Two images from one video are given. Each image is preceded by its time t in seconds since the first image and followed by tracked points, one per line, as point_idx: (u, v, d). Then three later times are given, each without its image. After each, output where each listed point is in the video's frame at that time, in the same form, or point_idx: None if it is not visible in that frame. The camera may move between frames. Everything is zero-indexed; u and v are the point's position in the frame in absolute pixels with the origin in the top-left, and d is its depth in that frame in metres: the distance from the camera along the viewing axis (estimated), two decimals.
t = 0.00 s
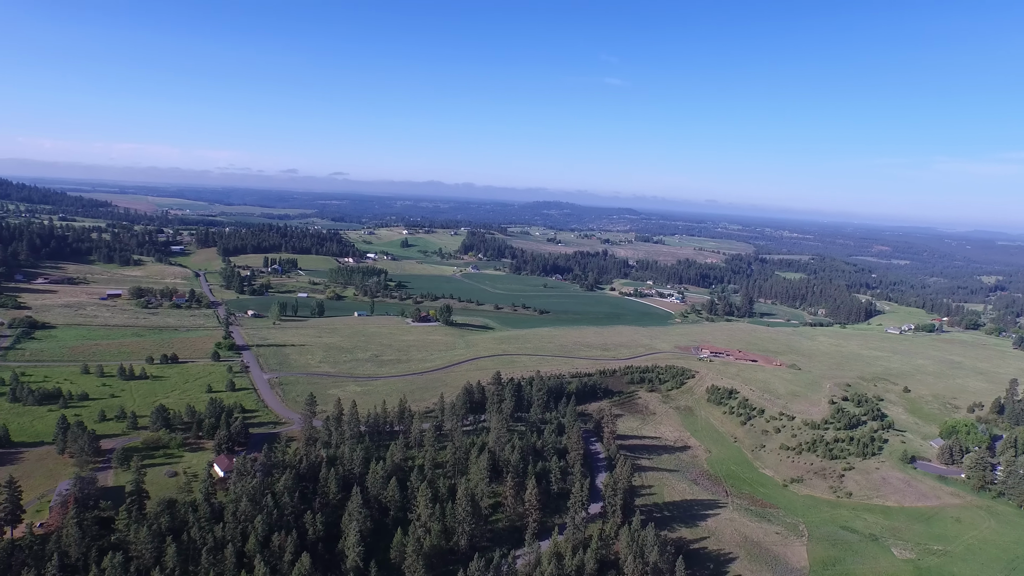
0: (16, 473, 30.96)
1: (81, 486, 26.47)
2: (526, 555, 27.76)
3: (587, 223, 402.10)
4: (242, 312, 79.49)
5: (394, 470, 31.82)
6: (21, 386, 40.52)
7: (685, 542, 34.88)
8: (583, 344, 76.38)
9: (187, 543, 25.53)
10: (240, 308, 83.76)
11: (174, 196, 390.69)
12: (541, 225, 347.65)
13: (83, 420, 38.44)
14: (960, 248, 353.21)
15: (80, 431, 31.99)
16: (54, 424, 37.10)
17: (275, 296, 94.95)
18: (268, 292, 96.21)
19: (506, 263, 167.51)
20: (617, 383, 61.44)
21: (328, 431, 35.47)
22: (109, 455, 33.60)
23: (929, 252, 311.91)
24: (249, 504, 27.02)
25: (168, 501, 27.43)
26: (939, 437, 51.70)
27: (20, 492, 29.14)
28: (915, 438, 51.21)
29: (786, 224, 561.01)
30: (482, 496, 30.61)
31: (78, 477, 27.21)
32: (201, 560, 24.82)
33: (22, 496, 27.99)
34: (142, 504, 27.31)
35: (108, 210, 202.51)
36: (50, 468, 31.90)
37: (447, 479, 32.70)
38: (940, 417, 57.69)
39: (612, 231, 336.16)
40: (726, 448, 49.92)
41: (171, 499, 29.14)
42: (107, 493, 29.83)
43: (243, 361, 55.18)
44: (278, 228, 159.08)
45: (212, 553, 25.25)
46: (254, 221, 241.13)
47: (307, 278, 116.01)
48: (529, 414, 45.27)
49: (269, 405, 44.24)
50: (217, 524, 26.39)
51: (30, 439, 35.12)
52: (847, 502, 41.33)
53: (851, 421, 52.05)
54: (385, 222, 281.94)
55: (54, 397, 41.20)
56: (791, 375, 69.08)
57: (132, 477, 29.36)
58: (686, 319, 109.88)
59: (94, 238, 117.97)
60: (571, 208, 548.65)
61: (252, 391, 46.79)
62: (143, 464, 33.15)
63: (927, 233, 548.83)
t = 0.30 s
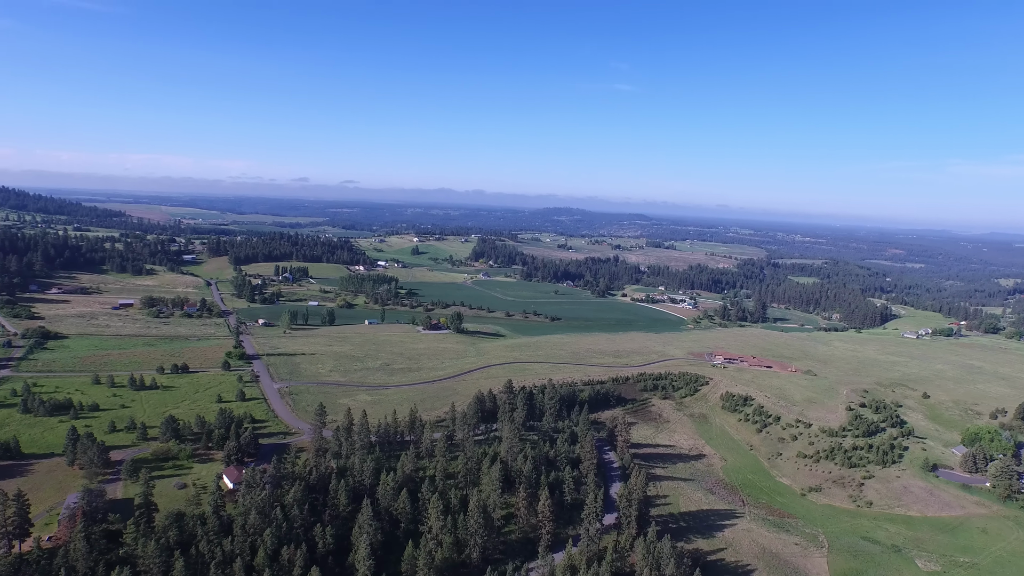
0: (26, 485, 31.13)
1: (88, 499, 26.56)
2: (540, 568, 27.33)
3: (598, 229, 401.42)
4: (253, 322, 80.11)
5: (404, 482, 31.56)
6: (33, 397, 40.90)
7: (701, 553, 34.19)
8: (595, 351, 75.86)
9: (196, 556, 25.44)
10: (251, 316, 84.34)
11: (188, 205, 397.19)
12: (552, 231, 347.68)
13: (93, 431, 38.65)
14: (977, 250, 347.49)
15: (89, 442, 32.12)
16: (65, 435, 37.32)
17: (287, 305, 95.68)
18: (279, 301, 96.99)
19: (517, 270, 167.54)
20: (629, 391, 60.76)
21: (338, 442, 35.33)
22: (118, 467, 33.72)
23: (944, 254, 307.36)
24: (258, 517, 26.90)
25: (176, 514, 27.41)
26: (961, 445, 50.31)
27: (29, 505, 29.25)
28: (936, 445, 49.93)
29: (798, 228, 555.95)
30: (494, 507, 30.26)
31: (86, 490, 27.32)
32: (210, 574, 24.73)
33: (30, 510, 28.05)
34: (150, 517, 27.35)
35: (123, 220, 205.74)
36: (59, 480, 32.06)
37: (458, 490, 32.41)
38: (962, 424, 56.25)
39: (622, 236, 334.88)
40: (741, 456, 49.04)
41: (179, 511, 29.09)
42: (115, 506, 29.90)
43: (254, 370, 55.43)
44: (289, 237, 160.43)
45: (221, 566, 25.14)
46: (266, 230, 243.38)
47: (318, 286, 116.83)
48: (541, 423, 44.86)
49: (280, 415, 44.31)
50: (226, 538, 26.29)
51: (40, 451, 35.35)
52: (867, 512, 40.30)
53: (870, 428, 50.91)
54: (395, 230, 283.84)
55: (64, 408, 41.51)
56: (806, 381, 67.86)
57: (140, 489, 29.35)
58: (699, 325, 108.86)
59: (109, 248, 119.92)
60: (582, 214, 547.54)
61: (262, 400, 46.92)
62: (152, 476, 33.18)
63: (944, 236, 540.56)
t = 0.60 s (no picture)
0: (51, 514, 31.41)
1: (111, 527, 26.83)
2: None
3: (612, 232, 399.63)
4: (272, 340, 80.95)
5: (428, 498, 31.28)
6: (57, 424, 41.47)
7: (735, 560, 33.22)
8: (616, 355, 75.05)
9: None
10: (270, 335, 85.24)
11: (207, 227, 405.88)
12: (565, 236, 346.89)
13: (117, 457, 39.06)
14: (1003, 236, 337.79)
15: (112, 469, 32.41)
16: (89, 461, 37.73)
17: (305, 322, 96.65)
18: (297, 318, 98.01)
19: (533, 277, 167.27)
20: (653, 395, 59.79)
21: (361, 459, 35.26)
22: (141, 492, 33.99)
23: (968, 242, 299.31)
24: (282, 540, 26.82)
25: (199, 538, 27.51)
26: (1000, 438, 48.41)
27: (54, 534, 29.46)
28: (974, 439, 48.11)
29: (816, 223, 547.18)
30: (521, 520, 29.82)
31: (109, 518, 27.59)
32: None
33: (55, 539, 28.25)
34: (174, 543, 27.50)
35: (143, 244, 210.48)
36: (84, 507, 32.32)
37: (484, 504, 32.05)
38: (999, 416, 54.18)
39: (636, 238, 332.61)
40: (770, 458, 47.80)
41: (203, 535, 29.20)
42: (140, 532, 30.10)
43: (274, 389, 55.84)
44: (305, 254, 162.48)
45: None
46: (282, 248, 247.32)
47: (335, 301, 117.88)
48: (564, 432, 44.32)
49: (301, 433, 44.45)
50: (251, 562, 26.24)
51: (65, 478, 35.74)
52: (906, 512, 38.86)
53: (903, 424, 49.28)
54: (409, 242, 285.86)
55: (88, 434, 42.07)
56: (834, 378, 66.13)
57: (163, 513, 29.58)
58: (720, 324, 107.18)
59: (129, 273, 122.56)
60: (595, 218, 546.50)
61: (283, 419, 47.15)
62: (175, 500, 33.39)
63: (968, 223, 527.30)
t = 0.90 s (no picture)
0: (61, 523, 31.62)
1: (119, 538, 26.88)
2: None
3: (623, 238, 398.19)
4: (284, 347, 81.43)
5: (438, 510, 30.96)
6: (68, 433, 41.94)
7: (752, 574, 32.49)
8: (630, 363, 74.32)
9: None
10: (282, 342, 85.76)
11: (221, 234, 411.02)
12: (577, 242, 346.92)
13: (128, 465, 39.34)
14: (1023, 240, 330.59)
15: (121, 478, 32.58)
16: (99, 470, 38.07)
17: (316, 329, 97.17)
18: (309, 326, 98.60)
19: (545, 284, 166.92)
20: (666, 403, 59.04)
21: (371, 468, 35.10)
22: (151, 501, 34.14)
23: (986, 246, 294.12)
24: (291, 551, 26.64)
25: (207, 549, 27.48)
26: None
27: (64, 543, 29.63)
28: (999, 449, 46.74)
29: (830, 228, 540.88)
30: (533, 532, 29.44)
31: (118, 529, 27.68)
32: None
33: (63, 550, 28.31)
34: (183, 553, 27.56)
35: (157, 252, 213.49)
36: (93, 516, 32.50)
37: (496, 515, 31.73)
38: None
39: (648, 244, 331.13)
40: (787, 467, 46.84)
41: (213, 544, 29.26)
42: (148, 542, 30.18)
43: (285, 397, 56.04)
44: (317, 261, 163.68)
45: None
46: (295, 255, 250.02)
47: (347, 308, 118.49)
48: (578, 441, 43.85)
49: (311, 442, 44.45)
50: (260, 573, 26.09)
51: (75, 486, 36.05)
52: (930, 524, 37.71)
53: (924, 433, 48.02)
54: (420, 249, 287.26)
55: (99, 442, 42.49)
56: (852, 385, 64.80)
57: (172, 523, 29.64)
58: (734, 331, 105.86)
59: (143, 280, 124.23)
60: (607, 224, 544.88)
61: (294, 428, 47.23)
62: (185, 509, 33.51)
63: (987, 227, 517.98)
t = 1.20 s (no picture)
0: (72, 529, 31.90)
1: (128, 546, 26.98)
2: None
3: (638, 244, 396.54)
4: (298, 353, 82.04)
5: (450, 521, 30.67)
6: (82, 437, 42.53)
7: None
8: (645, 371, 73.46)
9: None
10: (296, 348, 86.37)
11: (239, 240, 417.28)
12: (592, 249, 346.32)
13: (140, 471, 39.68)
14: None
15: (132, 484, 32.82)
16: (111, 475, 38.48)
17: (330, 334, 97.79)
18: (323, 331, 99.28)
19: (560, 290, 166.39)
20: (682, 412, 58.16)
21: (383, 477, 34.97)
22: (161, 507, 34.36)
23: (1009, 253, 287.58)
24: (302, 561, 26.54)
25: (217, 558, 27.51)
26: None
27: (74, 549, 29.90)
28: None
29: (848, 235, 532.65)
30: (547, 544, 28.98)
31: (126, 537, 27.86)
32: None
33: (73, 558, 28.49)
34: (192, 562, 27.66)
35: (175, 257, 217.27)
36: (104, 522, 32.79)
37: (509, 527, 31.36)
38: None
39: (662, 251, 329.06)
40: (807, 480, 45.74)
41: (223, 552, 29.35)
42: (158, 549, 30.32)
43: (298, 403, 56.32)
44: (331, 266, 165.18)
45: None
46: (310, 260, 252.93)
47: (361, 314, 119.15)
48: (592, 451, 43.34)
49: (323, 449, 44.52)
50: None
51: (87, 491, 36.43)
52: (957, 541, 36.44)
53: (950, 446, 46.56)
54: (434, 255, 288.53)
55: (112, 447, 43.01)
56: (873, 396, 63.27)
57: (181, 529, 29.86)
58: (751, 339, 104.27)
59: (160, 285, 126.25)
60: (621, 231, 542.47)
61: (306, 434, 47.37)
62: (196, 516, 33.67)
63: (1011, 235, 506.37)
